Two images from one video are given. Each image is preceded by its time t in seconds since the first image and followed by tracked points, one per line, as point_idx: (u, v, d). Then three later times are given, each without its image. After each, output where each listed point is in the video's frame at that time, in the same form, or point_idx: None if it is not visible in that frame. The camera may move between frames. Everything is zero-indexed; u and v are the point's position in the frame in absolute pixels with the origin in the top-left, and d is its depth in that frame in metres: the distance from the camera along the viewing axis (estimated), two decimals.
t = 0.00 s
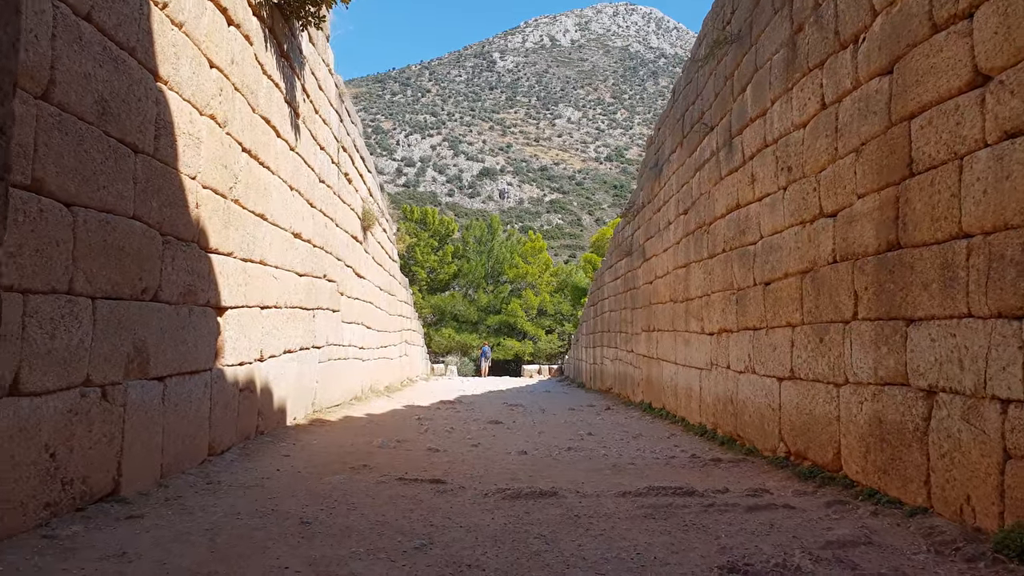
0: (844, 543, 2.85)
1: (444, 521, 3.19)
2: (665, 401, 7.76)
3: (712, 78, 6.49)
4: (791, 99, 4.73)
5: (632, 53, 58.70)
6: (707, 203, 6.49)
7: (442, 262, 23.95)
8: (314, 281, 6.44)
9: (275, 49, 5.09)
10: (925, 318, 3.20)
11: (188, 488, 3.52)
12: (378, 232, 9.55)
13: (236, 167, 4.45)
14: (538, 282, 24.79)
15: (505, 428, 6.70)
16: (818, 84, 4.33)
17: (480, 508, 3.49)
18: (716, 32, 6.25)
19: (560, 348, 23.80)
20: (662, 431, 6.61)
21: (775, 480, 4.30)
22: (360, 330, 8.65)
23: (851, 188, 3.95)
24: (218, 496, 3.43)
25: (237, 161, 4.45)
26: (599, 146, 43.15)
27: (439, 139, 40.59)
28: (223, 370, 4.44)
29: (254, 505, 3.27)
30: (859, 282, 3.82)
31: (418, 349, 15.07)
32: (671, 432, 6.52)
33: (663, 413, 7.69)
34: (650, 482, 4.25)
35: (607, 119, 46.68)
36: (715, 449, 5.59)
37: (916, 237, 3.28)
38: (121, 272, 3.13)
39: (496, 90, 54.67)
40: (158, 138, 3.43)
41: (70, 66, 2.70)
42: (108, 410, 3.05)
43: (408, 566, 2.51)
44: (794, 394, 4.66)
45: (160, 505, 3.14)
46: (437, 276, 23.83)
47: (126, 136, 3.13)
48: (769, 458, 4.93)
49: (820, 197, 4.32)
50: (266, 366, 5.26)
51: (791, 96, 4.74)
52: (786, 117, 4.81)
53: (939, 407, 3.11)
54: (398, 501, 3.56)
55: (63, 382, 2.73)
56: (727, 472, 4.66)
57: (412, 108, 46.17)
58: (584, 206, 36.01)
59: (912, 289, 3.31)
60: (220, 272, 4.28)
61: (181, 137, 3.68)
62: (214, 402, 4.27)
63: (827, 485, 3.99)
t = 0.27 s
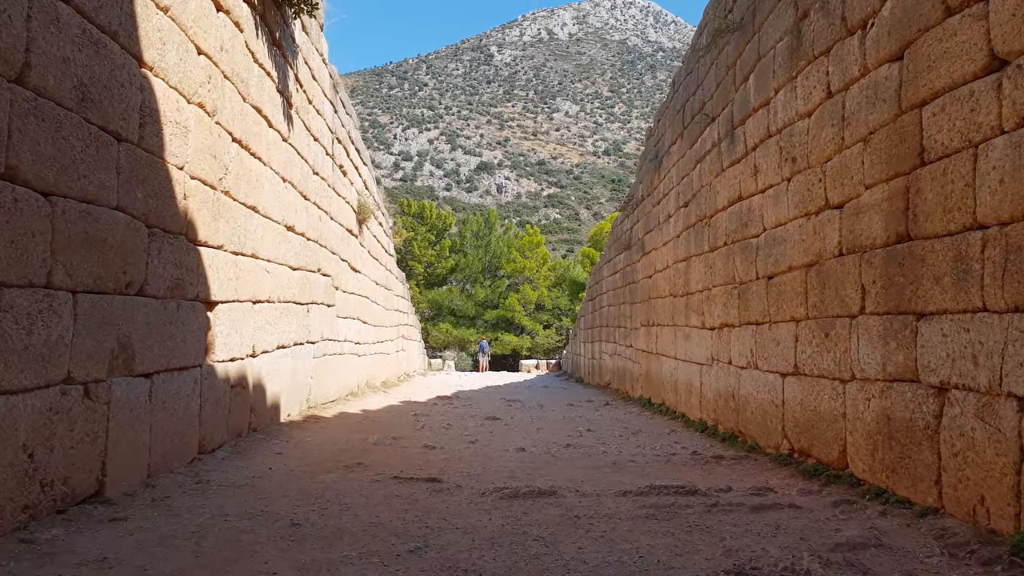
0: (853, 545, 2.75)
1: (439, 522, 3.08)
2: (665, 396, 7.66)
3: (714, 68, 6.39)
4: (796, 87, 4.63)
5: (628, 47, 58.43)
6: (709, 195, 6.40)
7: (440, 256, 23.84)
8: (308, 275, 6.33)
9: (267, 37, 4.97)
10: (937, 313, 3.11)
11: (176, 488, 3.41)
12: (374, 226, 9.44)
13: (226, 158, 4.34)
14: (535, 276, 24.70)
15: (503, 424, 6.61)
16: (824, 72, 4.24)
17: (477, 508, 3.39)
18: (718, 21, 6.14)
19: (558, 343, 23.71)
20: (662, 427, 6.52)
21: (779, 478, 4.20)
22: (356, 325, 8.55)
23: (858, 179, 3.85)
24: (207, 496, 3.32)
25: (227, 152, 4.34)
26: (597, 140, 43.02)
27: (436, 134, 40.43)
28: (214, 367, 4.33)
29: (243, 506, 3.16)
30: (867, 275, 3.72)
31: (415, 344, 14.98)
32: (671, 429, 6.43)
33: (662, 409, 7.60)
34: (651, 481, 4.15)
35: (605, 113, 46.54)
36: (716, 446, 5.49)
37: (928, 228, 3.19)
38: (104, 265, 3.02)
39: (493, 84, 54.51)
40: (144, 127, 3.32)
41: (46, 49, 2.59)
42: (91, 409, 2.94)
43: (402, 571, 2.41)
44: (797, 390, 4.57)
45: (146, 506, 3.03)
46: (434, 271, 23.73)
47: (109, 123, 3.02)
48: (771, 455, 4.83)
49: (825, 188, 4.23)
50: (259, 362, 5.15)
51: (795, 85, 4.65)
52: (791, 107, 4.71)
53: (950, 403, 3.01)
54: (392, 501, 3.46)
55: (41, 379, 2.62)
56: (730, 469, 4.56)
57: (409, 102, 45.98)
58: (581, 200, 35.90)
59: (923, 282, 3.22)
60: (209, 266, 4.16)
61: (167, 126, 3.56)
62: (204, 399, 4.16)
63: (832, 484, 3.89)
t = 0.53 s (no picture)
0: (872, 540, 2.63)
1: (439, 515, 2.97)
2: (668, 387, 7.55)
3: (719, 51, 6.25)
4: (806, 68, 4.51)
5: (627, 37, 58.18)
6: (714, 181, 6.27)
7: (438, 246, 23.70)
8: (303, 263, 6.20)
9: (259, 16, 4.83)
10: (957, 298, 2.99)
11: (165, 480, 3.29)
12: (372, 214, 9.31)
13: (218, 140, 4.20)
14: (534, 266, 24.59)
15: (503, 415, 6.49)
16: (836, 52, 4.10)
17: (477, 501, 3.27)
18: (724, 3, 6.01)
19: (557, 333, 23.59)
20: (665, 418, 6.41)
21: (788, 470, 4.09)
22: (354, 314, 8.43)
23: (872, 161, 3.73)
24: (197, 488, 3.20)
25: (218, 134, 4.20)
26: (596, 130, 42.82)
27: (435, 124, 40.21)
28: (206, 355, 4.20)
29: (234, 499, 3.04)
30: (881, 261, 3.60)
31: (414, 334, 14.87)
32: (674, 419, 6.31)
33: (664, 399, 7.49)
34: (657, 473, 4.03)
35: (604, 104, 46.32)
36: (720, 437, 5.38)
37: (949, 210, 3.07)
38: (88, 248, 2.89)
39: (492, 75, 54.27)
40: (129, 105, 3.19)
41: (21, 19, 2.46)
42: (74, 398, 2.82)
43: (398, 568, 2.29)
44: (806, 379, 4.46)
45: (133, 498, 2.91)
46: (433, 261, 23.59)
47: (91, 99, 2.89)
48: (778, 446, 4.72)
49: (836, 171, 4.10)
50: (253, 350, 5.03)
51: (805, 66, 4.52)
52: (800, 88, 4.58)
53: (970, 393, 2.90)
54: (390, 494, 3.34)
55: (18, 367, 2.49)
56: (737, 461, 4.45)
57: (407, 92, 45.71)
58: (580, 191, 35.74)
59: (942, 267, 3.11)
60: (200, 251, 4.03)
61: (154, 105, 3.42)
62: (195, 388, 4.03)
63: (843, 476, 3.78)
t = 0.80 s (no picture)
0: (900, 544, 2.48)
1: (439, 517, 2.81)
2: (672, 378, 7.40)
3: (727, 33, 6.07)
4: (820, 48, 4.33)
5: (626, 27, 57.94)
6: (721, 168, 6.10)
7: (437, 236, 23.52)
8: (299, 252, 6.03)
9: None
10: (987, 287, 2.83)
11: (152, 479, 3.13)
12: (369, 202, 9.13)
13: (209, 123, 4.02)
14: (534, 257, 24.41)
15: (504, 407, 6.34)
16: (854, 30, 3.92)
17: (480, 500, 3.12)
18: None
19: (557, 324, 23.44)
20: (670, 411, 6.26)
21: (802, 467, 3.94)
22: (351, 304, 8.27)
23: (892, 144, 3.56)
24: (185, 488, 3.04)
25: (209, 116, 4.02)
26: (595, 120, 42.59)
27: (433, 114, 39.96)
28: (197, 347, 4.04)
29: (224, 499, 2.88)
30: (902, 248, 3.44)
31: (412, 325, 14.73)
32: (680, 412, 6.16)
33: (668, 391, 7.34)
34: (666, 470, 3.88)
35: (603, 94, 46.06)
36: (729, 431, 5.23)
37: (978, 195, 2.91)
38: (67, 234, 2.72)
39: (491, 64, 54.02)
40: (112, 83, 3.01)
41: None
42: (53, 393, 2.66)
43: None
44: (819, 372, 4.30)
45: (116, 499, 2.75)
46: (432, 252, 23.42)
47: (69, 76, 2.71)
48: (790, 440, 4.57)
49: (853, 155, 3.93)
50: (247, 342, 4.86)
51: (819, 46, 4.34)
52: (813, 70, 4.40)
53: (1001, 386, 2.74)
54: (387, 493, 3.18)
55: None
56: (749, 456, 4.30)
57: (405, 82, 45.42)
58: (580, 181, 35.55)
59: (971, 255, 2.94)
60: (190, 239, 3.86)
61: (139, 84, 3.24)
62: (186, 382, 3.87)
63: (861, 472, 3.63)
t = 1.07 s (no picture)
0: (933, 555, 2.31)
1: (439, 525, 2.63)
2: (676, 375, 7.23)
3: (735, 19, 5.87)
4: (836, 31, 4.14)
5: (625, 21, 57.70)
6: (728, 158, 5.92)
7: (436, 231, 23.33)
8: (293, 245, 5.85)
9: None
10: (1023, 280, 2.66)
11: (134, 483, 2.95)
12: (366, 195, 8.94)
13: (197, 109, 3.83)
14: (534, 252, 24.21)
15: (505, 405, 6.17)
16: (873, 10, 3.73)
17: (481, 506, 2.94)
18: None
19: (557, 319, 23.26)
20: (675, 409, 6.09)
21: (818, 469, 3.77)
22: (348, 299, 8.09)
23: (915, 130, 3.38)
24: (169, 493, 2.86)
25: (197, 102, 3.83)
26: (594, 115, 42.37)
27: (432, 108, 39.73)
28: (185, 344, 3.86)
29: (209, 506, 2.70)
30: (926, 240, 3.26)
31: (411, 320, 14.56)
32: (686, 410, 5.99)
33: (673, 388, 7.18)
34: (676, 472, 3.71)
35: (602, 88, 45.83)
36: (738, 430, 5.06)
37: (1012, 182, 2.73)
38: (39, 223, 2.54)
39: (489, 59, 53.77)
40: (89, 62, 2.81)
41: None
42: (24, 393, 2.48)
43: None
44: (834, 369, 4.12)
45: (93, 507, 2.58)
46: (430, 246, 23.23)
47: (41, 53, 2.52)
48: (803, 440, 4.40)
49: (871, 142, 3.75)
50: (239, 338, 4.69)
51: (834, 29, 4.15)
52: (828, 54, 4.22)
53: None
54: (383, 499, 3.00)
55: None
56: (761, 458, 4.13)
57: (404, 76, 45.17)
58: (579, 176, 35.34)
59: (1004, 246, 2.77)
60: (177, 230, 3.67)
61: (120, 65, 3.05)
62: (173, 380, 3.69)
63: (881, 475, 3.46)
